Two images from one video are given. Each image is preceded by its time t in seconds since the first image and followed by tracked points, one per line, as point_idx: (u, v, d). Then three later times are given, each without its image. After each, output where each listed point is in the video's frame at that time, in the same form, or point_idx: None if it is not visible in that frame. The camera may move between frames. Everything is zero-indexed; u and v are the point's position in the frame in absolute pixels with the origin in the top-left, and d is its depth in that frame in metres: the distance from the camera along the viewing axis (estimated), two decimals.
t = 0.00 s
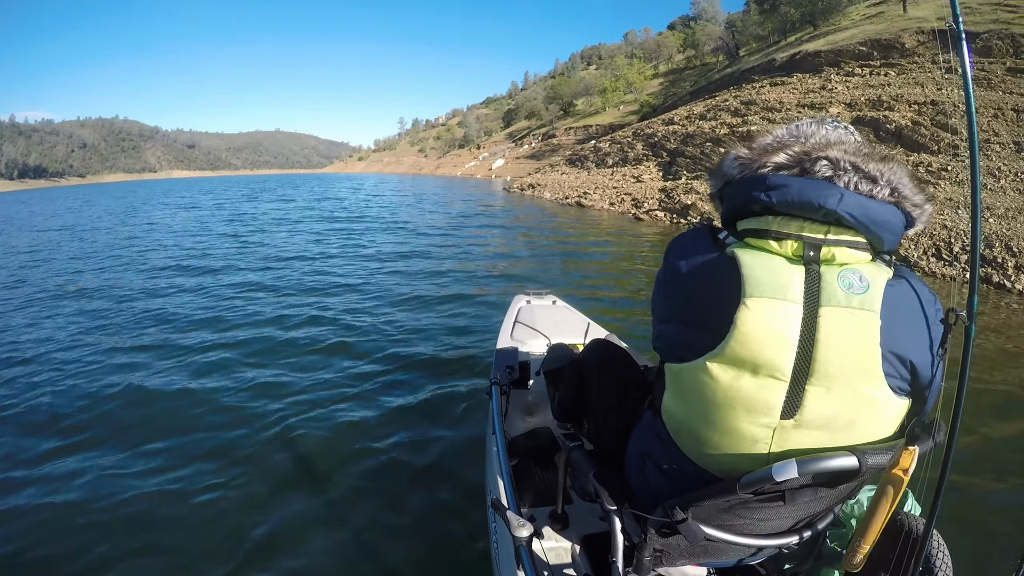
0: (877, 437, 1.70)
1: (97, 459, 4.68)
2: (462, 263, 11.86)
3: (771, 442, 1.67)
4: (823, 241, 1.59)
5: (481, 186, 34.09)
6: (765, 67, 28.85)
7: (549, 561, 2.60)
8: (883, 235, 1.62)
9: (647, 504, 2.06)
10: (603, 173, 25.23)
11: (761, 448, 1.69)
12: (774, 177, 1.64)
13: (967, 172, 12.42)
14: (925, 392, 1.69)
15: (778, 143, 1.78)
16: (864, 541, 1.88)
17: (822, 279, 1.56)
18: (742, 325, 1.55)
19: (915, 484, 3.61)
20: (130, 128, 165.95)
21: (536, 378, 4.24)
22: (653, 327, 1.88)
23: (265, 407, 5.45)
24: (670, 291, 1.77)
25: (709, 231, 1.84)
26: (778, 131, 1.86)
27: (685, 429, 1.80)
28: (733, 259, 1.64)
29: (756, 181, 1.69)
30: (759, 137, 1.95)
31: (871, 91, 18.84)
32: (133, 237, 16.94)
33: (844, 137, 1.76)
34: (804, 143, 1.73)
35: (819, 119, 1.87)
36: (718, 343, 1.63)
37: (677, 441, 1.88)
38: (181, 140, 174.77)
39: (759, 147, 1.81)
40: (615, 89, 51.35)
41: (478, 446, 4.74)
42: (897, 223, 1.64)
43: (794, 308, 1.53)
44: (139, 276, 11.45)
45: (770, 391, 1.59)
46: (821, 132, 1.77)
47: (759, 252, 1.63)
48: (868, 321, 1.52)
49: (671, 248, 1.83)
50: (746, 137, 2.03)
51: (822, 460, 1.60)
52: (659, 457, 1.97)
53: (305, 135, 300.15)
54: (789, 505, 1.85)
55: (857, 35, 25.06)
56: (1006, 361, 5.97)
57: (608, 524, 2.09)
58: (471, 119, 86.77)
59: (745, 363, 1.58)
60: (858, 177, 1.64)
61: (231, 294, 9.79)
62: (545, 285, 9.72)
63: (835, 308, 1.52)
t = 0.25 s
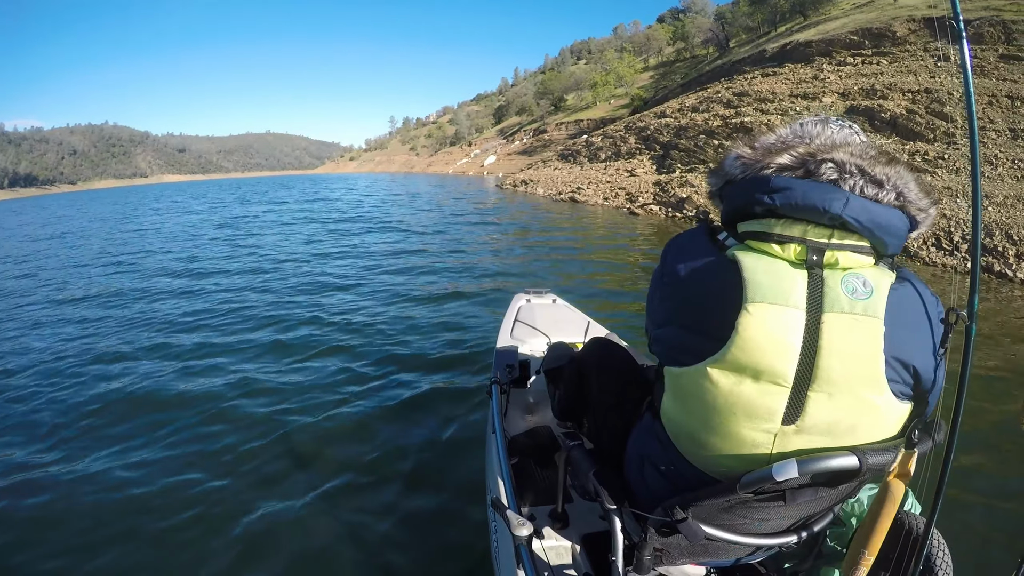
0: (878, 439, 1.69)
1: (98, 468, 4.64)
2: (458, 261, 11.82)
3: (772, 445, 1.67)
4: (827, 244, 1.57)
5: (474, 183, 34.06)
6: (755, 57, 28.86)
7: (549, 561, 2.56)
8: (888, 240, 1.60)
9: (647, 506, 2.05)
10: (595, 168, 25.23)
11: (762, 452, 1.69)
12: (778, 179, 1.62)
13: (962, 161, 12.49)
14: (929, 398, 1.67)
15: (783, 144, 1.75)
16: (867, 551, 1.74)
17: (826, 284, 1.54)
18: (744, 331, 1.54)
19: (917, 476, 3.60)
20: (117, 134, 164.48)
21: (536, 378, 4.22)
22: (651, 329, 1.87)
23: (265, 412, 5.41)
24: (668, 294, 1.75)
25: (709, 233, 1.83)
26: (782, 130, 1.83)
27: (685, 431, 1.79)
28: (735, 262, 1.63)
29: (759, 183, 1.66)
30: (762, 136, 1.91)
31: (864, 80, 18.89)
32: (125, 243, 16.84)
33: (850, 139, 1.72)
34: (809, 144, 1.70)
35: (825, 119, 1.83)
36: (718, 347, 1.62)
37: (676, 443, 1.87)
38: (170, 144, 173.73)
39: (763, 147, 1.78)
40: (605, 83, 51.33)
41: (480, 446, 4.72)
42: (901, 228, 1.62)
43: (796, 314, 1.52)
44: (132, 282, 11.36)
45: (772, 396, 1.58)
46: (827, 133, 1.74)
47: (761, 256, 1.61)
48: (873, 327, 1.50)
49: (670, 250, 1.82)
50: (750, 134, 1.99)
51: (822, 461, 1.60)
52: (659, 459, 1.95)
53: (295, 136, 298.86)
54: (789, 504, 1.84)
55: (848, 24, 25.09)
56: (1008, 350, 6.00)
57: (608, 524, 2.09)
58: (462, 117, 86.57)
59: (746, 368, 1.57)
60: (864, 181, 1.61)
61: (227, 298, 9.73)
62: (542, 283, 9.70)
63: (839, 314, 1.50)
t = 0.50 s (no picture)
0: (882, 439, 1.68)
1: (90, 470, 4.56)
2: (453, 262, 11.78)
3: (778, 444, 1.67)
4: (835, 245, 1.57)
5: (466, 183, 34.00)
6: (749, 58, 28.98)
7: (549, 562, 2.54)
8: (896, 241, 1.59)
9: (648, 504, 2.05)
10: (589, 169, 25.25)
11: (766, 451, 1.69)
12: (788, 179, 1.61)
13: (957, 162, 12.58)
14: (931, 399, 1.67)
15: (791, 144, 1.74)
16: (865, 562, 1.77)
17: (833, 284, 1.54)
18: (752, 328, 1.55)
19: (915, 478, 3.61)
20: (106, 132, 162.99)
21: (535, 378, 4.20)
22: (658, 328, 1.88)
23: (261, 413, 5.35)
24: (676, 292, 1.77)
25: (715, 232, 1.83)
26: (790, 130, 1.81)
27: (689, 430, 1.80)
28: (743, 261, 1.64)
29: (768, 182, 1.65)
30: (770, 135, 1.90)
31: (859, 81, 19.01)
32: (113, 243, 16.64)
33: (859, 140, 1.71)
34: (818, 144, 1.69)
35: (834, 118, 1.81)
36: (726, 346, 1.63)
37: (678, 441, 1.87)
38: (160, 143, 172.43)
39: (771, 147, 1.77)
40: (598, 84, 51.41)
41: (478, 447, 4.69)
42: (910, 229, 1.61)
43: (804, 312, 1.53)
44: (123, 282, 11.22)
45: (778, 395, 1.59)
46: (836, 134, 1.72)
47: (769, 255, 1.61)
48: (878, 327, 1.51)
49: (677, 250, 1.83)
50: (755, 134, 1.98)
51: (824, 461, 1.60)
52: (661, 458, 1.96)
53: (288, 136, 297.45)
54: (789, 505, 1.84)
55: (842, 26, 25.22)
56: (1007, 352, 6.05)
57: (608, 524, 2.08)
58: (455, 117, 86.46)
59: (753, 367, 1.58)
60: (874, 182, 1.60)
61: (220, 298, 9.63)
62: (539, 283, 9.67)
63: (848, 313, 1.51)
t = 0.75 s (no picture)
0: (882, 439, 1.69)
1: (84, 477, 4.48)
2: (449, 264, 11.75)
3: (777, 444, 1.68)
4: (836, 246, 1.58)
5: (460, 186, 34.00)
6: (743, 62, 29.15)
7: (549, 562, 2.52)
8: (897, 242, 1.60)
9: (648, 505, 2.06)
10: (583, 171, 25.31)
11: (767, 451, 1.69)
12: (790, 180, 1.61)
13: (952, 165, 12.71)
14: (930, 401, 1.68)
15: (793, 145, 1.74)
16: (855, 555, 1.75)
17: (833, 285, 1.55)
18: (752, 328, 1.56)
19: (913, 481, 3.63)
20: (96, 133, 161.90)
21: (536, 379, 4.19)
22: (659, 328, 1.89)
23: (257, 418, 5.29)
24: (678, 292, 1.77)
25: (716, 233, 1.84)
26: (792, 132, 1.82)
27: (689, 430, 1.80)
28: (744, 262, 1.64)
29: (770, 183, 1.66)
30: (772, 136, 1.90)
31: (854, 85, 19.15)
32: (104, 245, 16.49)
33: (860, 142, 1.72)
34: (820, 146, 1.69)
35: (836, 121, 1.82)
36: (726, 346, 1.63)
37: (678, 441, 1.87)
38: (152, 144, 171.41)
39: (773, 149, 1.77)
40: (592, 87, 51.57)
41: (477, 450, 4.66)
42: (910, 230, 1.62)
43: (805, 313, 1.54)
44: (114, 284, 11.09)
45: (778, 395, 1.59)
46: (838, 136, 1.73)
47: (771, 255, 1.62)
48: (879, 327, 1.52)
49: (679, 251, 1.84)
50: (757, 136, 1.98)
51: (823, 462, 1.61)
52: (661, 458, 1.96)
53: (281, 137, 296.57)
54: (789, 505, 1.84)
55: (835, 29, 25.43)
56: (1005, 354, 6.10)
57: (608, 524, 2.08)
58: (448, 119, 86.51)
59: (754, 367, 1.58)
60: (875, 184, 1.60)
61: (213, 300, 9.54)
62: (537, 285, 9.66)
63: (848, 313, 1.52)
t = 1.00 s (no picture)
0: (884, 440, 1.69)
1: (78, 482, 4.41)
2: (444, 264, 11.71)
3: (778, 447, 1.67)
4: (839, 248, 1.57)
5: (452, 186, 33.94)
6: (735, 61, 29.24)
7: (549, 562, 2.51)
8: (899, 244, 1.60)
9: (648, 506, 2.05)
10: (576, 171, 25.32)
11: (768, 454, 1.69)
12: (793, 183, 1.61)
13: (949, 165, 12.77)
14: (932, 403, 1.68)
15: (795, 146, 1.74)
16: (859, 550, 1.73)
17: (836, 286, 1.55)
18: (755, 331, 1.55)
19: (914, 482, 3.64)
20: (85, 135, 160.47)
21: (536, 379, 4.18)
22: (657, 329, 1.88)
23: (252, 419, 5.23)
24: (677, 295, 1.76)
25: (717, 234, 1.83)
26: (793, 132, 1.81)
27: (690, 432, 1.79)
28: (745, 264, 1.64)
29: (772, 185, 1.66)
30: (772, 137, 1.90)
31: (848, 84, 19.25)
32: (93, 247, 16.29)
33: (862, 144, 1.71)
34: (822, 148, 1.69)
35: (837, 121, 1.81)
36: (727, 349, 1.63)
37: (678, 444, 1.87)
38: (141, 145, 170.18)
39: (775, 149, 1.77)
40: (584, 86, 51.61)
41: (477, 452, 4.64)
42: (913, 233, 1.62)
43: (808, 316, 1.53)
44: (106, 286, 10.99)
45: (780, 398, 1.59)
46: (840, 138, 1.73)
47: (773, 258, 1.61)
48: (881, 330, 1.52)
49: (679, 252, 1.83)
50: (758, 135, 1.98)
51: (823, 464, 1.60)
52: (661, 460, 1.95)
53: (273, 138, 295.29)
54: (789, 505, 1.84)
55: (828, 28, 25.54)
56: (1004, 353, 6.15)
57: (608, 525, 2.07)
58: (440, 119, 86.39)
59: (755, 370, 1.58)
60: (878, 185, 1.60)
61: (206, 302, 9.46)
62: (534, 285, 9.63)
63: (850, 316, 1.51)
